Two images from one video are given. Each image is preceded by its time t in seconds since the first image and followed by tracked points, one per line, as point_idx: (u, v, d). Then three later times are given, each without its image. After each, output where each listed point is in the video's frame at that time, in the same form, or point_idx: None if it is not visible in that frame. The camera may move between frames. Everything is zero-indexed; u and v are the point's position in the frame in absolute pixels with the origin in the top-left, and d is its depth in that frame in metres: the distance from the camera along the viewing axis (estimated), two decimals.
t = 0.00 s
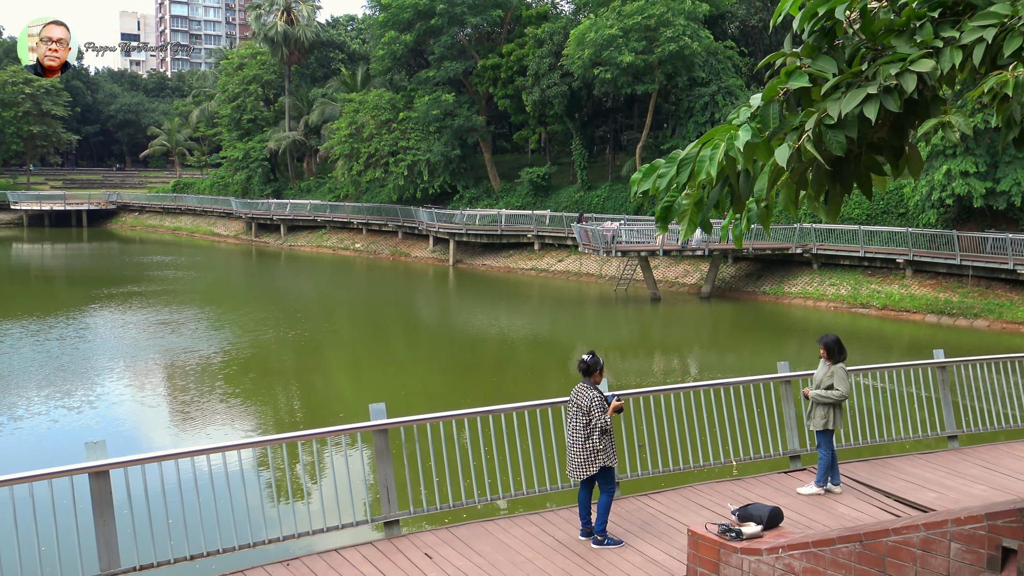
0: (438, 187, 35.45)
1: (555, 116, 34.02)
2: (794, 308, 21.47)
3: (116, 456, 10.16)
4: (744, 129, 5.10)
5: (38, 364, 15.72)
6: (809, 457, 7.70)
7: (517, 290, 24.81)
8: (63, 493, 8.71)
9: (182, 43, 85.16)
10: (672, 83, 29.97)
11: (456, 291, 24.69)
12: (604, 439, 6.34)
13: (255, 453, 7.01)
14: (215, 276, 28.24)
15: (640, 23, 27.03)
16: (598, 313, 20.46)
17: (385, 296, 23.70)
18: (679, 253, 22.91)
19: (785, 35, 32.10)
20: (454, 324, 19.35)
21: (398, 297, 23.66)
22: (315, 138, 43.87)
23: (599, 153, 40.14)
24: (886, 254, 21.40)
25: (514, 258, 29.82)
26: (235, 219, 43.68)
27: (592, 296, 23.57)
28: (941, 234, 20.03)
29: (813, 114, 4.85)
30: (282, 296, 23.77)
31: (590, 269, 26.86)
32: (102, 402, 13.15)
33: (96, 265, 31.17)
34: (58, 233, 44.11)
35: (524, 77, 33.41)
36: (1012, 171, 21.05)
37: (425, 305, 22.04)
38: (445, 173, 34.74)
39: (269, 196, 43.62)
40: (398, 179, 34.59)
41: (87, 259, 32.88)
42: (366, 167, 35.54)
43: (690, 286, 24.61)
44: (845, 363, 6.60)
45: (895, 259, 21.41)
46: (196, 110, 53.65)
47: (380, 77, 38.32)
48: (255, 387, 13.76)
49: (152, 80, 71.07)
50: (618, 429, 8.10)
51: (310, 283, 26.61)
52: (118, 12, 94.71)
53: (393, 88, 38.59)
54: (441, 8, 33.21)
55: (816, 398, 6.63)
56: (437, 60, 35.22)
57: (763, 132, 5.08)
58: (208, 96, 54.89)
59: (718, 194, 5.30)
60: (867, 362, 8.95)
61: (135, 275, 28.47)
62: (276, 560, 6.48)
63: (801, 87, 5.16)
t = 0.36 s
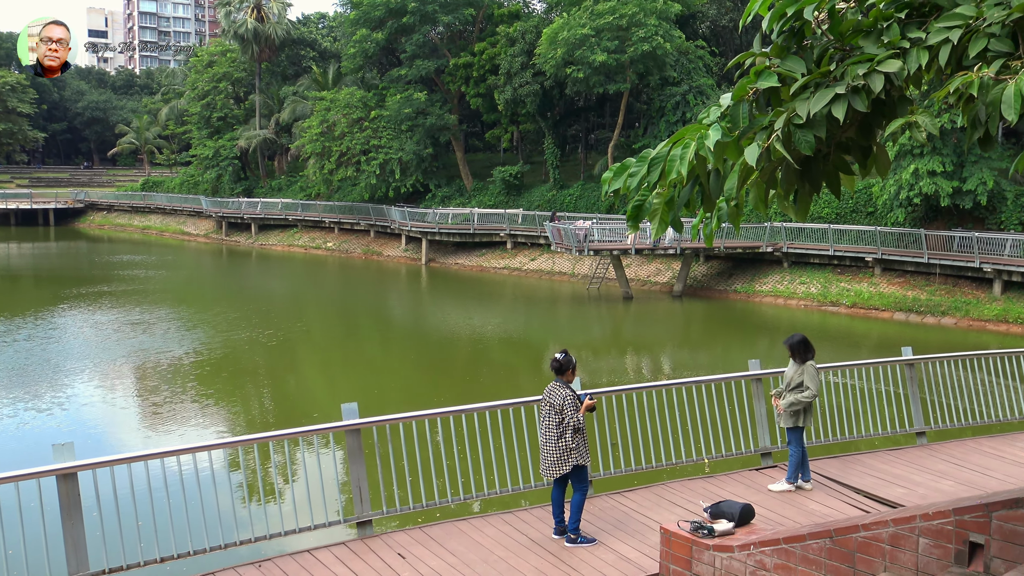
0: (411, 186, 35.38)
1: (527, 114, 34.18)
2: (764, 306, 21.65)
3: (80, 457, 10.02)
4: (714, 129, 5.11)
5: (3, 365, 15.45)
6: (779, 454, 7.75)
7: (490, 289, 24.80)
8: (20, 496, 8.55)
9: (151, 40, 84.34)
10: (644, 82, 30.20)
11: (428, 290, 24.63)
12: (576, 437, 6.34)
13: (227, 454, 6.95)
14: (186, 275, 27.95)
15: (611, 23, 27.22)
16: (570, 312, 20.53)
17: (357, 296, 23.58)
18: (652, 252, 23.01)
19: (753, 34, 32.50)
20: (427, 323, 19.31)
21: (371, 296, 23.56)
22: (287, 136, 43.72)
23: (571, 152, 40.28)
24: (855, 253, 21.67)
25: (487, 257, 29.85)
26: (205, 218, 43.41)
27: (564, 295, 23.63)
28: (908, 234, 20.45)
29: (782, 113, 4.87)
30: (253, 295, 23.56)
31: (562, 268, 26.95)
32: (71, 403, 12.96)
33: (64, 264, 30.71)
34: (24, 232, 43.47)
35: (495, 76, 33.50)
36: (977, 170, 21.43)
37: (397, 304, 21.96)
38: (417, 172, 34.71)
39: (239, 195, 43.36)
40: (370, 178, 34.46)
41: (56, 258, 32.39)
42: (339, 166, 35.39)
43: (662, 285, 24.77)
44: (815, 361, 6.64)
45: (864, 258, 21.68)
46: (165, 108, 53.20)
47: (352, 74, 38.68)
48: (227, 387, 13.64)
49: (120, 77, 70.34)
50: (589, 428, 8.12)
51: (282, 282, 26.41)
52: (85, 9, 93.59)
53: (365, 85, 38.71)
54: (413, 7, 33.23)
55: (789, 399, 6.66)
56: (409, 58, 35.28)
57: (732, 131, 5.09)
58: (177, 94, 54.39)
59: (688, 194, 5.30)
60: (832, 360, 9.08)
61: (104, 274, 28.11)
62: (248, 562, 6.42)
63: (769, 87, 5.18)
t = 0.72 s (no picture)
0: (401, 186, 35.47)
1: (517, 114, 34.21)
2: (754, 306, 21.70)
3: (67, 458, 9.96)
4: (703, 128, 5.08)
5: None
6: (768, 454, 7.76)
7: (480, 288, 24.79)
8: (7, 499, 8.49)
9: (139, 40, 84.13)
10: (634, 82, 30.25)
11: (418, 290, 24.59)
12: (566, 437, 6.35)
13: (217, 454, 6.93)
14: (176, 275, 27.83)
15: (602, 24, 27.32)
16: (560, 311, 20.54)
17: (347, 296, 23.54)
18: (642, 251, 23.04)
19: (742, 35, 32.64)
20: (418, 323, 19.28)
21: (361, 296, 23.52)
22: (276, 136, 43.70)
23: (562, 152, 40.33)
24: (844, 253, 21.75)
25: (477, 257, 29.85)
26: (195, 218, 43.28)
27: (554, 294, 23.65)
28: (897, 234, 20.53)
29: (771, 114, 4.87)
30: (244, 296, 23.47)
31: (552, 268, 26.98)
32: (60, 405, 12.88)
33: (53, 265, 30.58)
34: (12, 232, 43.27)
35: (486, 75, 33.54)
36: (965, 170, 21.56)
37: (387, 304, 21.92)
38: (407, 172, 34.74)
39: (229, 195, 43.32)
40: (361, 178, 34.16)
41: (44, 259, 32.21)
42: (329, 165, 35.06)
43: (652, 284, 24.82)
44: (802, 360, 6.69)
45: (853, 257, 21.76)
46: (154, 108, 53.09)
47: (342, 74, 38.63)
48: (217, 388, 13.58)
49: (108, 77, 70.12)
50: (579, 428, 8.11)
51: (272, 282, 26.33)
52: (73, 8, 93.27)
53: (355, 85, 38.68)
54: (403, 6, 33.24)
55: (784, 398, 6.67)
56: (399, 57, 35.29)
57: (721, 131, 5.08)
58: (166, 93, 54.22)
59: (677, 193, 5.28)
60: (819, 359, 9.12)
61: (94, 275, 27.97)
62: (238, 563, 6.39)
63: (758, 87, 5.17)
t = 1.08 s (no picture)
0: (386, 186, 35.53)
1: (503, 114, 34.26)
2: (739, 304, 21.76)
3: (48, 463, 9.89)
4: (685, 128, 5.07)
5: None
6: (755, 452, 7.79)
7: (467, 289, 24.78)
8: None
9: (122, 41, 83.76)
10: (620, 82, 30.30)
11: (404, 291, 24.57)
12: (551, 437, 6.35)
13: (202, 456, 6.92)
14: (161, 277, 27.70)
15: (587, 24, 27.42)
16: (547, 311, 20.57)
17: (333, 297, 23.50)
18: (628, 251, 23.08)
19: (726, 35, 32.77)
20: (405, 324, 19.26)
21: (347, 297, 23.48)
22: (261, 137, 43.66)
23: (547, 152, 40.38)
24: (829, 251, 21.87)
25: (463, 257, 29.86)
26: (179, 220, 43.13)
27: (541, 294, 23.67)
28: (881, 232, 20.77)
29: (753, 113, 4.85)
30: (230, 297, 23.38)
31: (538, 268, 27.02)
32: (45, 409, 12.77)
33: (37, 267, 30.43)
34: None
35: (471, 76, 33.56)
36: (948, 169, 21.69)
37: (373, 305, 21.88)
38: (393, 172, 34.91)
39: (214, 196, 43.31)
40: (346, 178, 34.12)
41: (28, 261, 31.99)
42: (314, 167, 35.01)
43: (638, 284, 24.88)
44: (786, 360, 6.72)
45: (838, 255, 21.87)
46: (138, 109, 52.92)
47: (327, 75, 38.50)
48: (204, 391, 13.51)
49: (91, 78, 69.80)
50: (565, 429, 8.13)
51: (258, 284, 26.24)
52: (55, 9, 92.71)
53: (340, 86, 38.65)
54: (388, 6, 33.25)
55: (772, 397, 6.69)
56: (384, 58, 35.32)
57: (704, 130, 5.07)
58: (149, 94, 53.98)
59: (661, 193, 5.25)
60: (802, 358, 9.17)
61: (79, 277, 27.79)
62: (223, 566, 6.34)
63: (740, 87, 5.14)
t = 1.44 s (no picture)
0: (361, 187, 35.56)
1: (478, 115, 34.39)
2: (713, 305, 21.86)
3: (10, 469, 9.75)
4: (657, 129, 5.02)
5: None
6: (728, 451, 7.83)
7: (442, 289, 24.76)
8: None
9: (93, 40, 82.99)
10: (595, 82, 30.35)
11: (379, 292, 24.50)
12: (526, 436, 6.37)
13: (174, 460, 6.88)
14: (134, 279, 27.43)
15: (563, 24, 27.55)
16: (522, 311, 20.62)
17: (308, 298, 23.40)
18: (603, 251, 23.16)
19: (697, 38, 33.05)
20: (381, 325, 19.21)
21: (322, 298, 23.40)
22: (234, 137, 43.53)
23: (521, 153, 40.46)
24: (803, 251, 22.04)
25: (438, 258, 29.86)
26: (151, 220, 42.80)
27: (516, 294, 23.70)
28: (854, 233, 20.90)
29: (724, 115, 4.82)
30: (204, 299, 23.21)
31: (514, 269, 27.06)
32: (17, 413, 12.62)
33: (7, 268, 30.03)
34: None
35: (446, 76, 33.61)
36: (919, 170, 21.95)
37: (348, 306, 21.80)
38: (368, 173, 34.97)
39: (186, 197, 43.26)
40: (320, 179, 34.10)
41: None
42: (288, 167, 34.66)
43: (613, 284, 24.99)
44: (760, 359, 6.73)
45: (811, 256, 22.05)
46: (109, 109, 52.53)
47: (301, 74, 38.34)
48: (177, 393, 13.42)
49: (62, 77, 69.10)
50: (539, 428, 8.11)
51: (232, 285, 26.08)
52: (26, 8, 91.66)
53: (314, 86, 38.55)
54: (362, 6, 33.24)
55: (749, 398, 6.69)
56: (358, 58, 35.30)
57: (675, 131, 5.03)
58: (120, 93, 53.49)
59: (633, 195, 5.20)
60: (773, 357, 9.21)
61: (51, 279, 27.45)
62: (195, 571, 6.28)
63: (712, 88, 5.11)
